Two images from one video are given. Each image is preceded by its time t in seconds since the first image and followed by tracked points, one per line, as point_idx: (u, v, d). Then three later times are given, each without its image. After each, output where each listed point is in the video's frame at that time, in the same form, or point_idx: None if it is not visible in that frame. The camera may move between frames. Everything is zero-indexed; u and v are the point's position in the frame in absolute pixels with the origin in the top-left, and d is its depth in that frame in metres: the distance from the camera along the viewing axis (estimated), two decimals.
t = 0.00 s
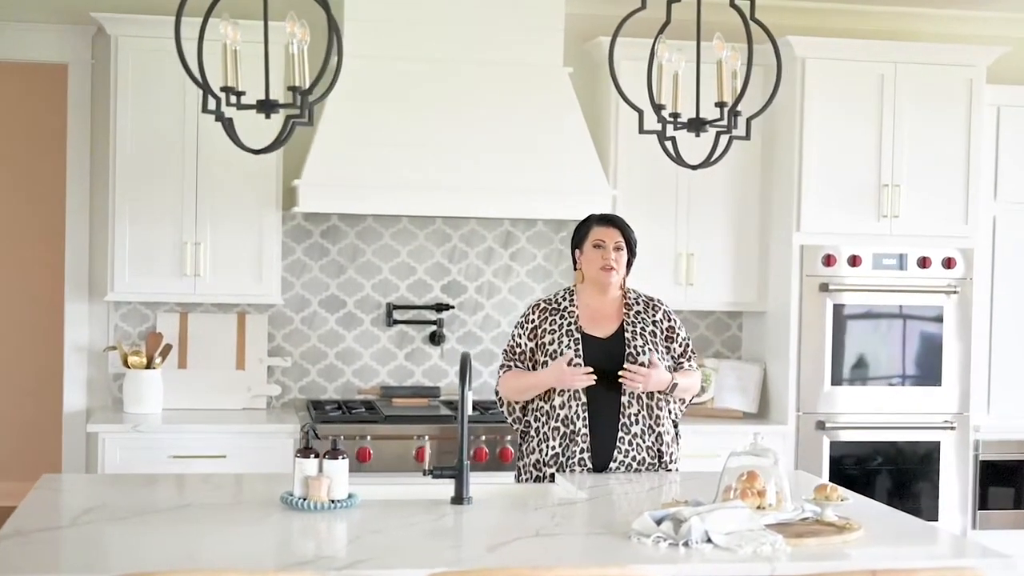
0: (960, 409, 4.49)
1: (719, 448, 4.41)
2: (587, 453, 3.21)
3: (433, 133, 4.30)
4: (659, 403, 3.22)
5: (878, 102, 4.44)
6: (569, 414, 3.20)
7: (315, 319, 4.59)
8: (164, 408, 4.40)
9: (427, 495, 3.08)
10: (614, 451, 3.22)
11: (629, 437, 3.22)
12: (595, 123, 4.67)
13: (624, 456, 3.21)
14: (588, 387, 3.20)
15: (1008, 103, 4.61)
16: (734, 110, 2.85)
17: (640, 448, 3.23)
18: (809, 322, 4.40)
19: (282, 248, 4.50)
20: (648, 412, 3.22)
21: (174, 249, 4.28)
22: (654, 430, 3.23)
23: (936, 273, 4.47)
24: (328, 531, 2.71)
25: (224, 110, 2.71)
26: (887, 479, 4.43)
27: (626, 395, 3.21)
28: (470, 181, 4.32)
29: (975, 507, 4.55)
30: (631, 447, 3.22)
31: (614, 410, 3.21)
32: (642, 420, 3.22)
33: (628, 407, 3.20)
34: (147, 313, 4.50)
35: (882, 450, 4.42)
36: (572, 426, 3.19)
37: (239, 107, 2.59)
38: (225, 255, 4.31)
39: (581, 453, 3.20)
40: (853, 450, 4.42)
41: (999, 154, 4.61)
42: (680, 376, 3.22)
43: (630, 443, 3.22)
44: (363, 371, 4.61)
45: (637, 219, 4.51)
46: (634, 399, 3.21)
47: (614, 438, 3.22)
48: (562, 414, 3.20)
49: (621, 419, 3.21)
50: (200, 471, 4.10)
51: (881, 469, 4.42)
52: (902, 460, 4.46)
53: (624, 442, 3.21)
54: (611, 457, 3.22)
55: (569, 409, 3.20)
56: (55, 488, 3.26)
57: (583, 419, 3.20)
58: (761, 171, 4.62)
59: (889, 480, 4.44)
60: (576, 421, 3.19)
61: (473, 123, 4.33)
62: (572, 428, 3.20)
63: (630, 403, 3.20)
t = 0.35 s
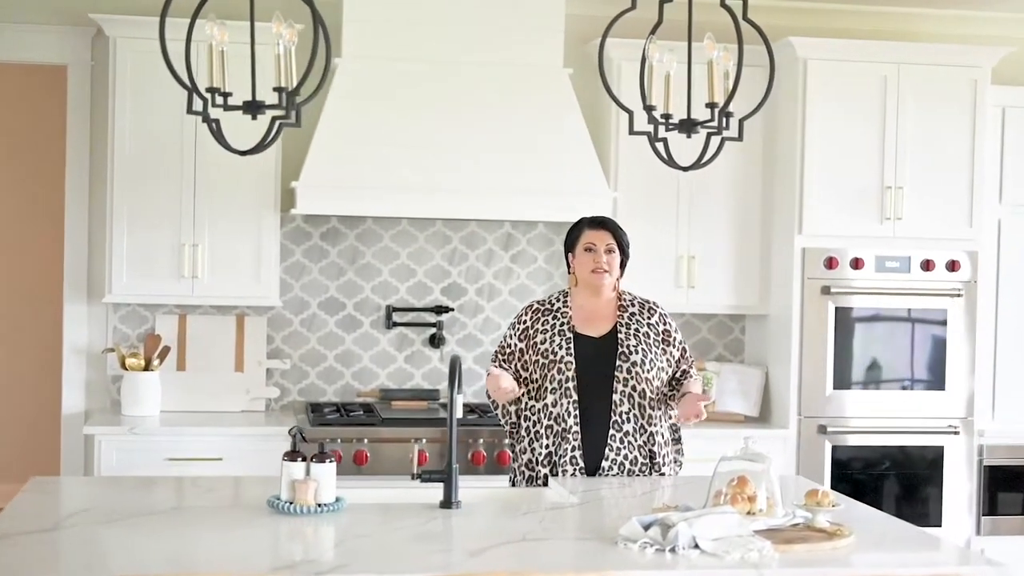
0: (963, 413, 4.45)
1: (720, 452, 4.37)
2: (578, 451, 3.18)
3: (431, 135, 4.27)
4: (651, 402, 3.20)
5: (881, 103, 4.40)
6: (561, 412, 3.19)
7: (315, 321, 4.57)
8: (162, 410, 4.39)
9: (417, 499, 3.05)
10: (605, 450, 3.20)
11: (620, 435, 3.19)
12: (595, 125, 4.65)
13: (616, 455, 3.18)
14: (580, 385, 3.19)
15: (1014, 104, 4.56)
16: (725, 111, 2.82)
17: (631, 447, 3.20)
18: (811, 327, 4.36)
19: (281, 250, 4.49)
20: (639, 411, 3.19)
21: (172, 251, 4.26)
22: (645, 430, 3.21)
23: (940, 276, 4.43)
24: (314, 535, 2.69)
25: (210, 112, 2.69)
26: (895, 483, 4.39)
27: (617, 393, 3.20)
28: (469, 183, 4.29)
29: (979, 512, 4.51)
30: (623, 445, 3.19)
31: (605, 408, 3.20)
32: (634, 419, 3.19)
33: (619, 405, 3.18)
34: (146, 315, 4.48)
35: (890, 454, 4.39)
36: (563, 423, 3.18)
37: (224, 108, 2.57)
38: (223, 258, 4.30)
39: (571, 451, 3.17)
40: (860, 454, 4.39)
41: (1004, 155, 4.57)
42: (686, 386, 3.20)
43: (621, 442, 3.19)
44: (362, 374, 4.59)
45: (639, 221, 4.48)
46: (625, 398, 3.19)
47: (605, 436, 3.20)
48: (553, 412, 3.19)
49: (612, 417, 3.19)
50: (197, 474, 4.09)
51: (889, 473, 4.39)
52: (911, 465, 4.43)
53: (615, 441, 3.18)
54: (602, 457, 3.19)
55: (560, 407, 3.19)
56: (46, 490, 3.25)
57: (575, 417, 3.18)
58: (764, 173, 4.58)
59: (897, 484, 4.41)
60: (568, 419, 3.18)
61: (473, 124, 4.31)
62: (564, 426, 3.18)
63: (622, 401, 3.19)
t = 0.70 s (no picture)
0: (965, 414, 4.42)
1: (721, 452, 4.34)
2: (571, 449, 3.16)
3: (427, 134, 4.25)
4: (648, 400, 3.18)
5: (882, 102, 4.36)
6: (557, 411, 3.18)
7: (313, 321, 4.56)
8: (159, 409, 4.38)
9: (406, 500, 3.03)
10: (598, 448, 3.17)
11: (614, 433, 3.17)
12: (594, 120, 4.63)
13: (608, 452, 3.15)
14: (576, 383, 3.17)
15: (1017, 103, 4.52)
16: (716, 109, 2.79)
17: (625, 445, 3.17)
18: (811, 329, 4.33)
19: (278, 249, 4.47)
20: (635, 410, 3.17)
21: (169, 250, 4.25)
22: (639, 428, 3.18)
23: (941, 276, 4.39)
24: (299, 535, 2.67)
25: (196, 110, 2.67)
26: (902, 485, 4.36)
27: (613, 391, 3.18)
28: (467, 182, 4.27)
29: (981, 514, 4.47)
30: (617, 443, 3.16)
31: (601, 407, 3.18)
32: (629, 418, 3.17)
33: (615, 404, 3.16)
34: (143, 314, 4.47)
35: (897, 455, 4.36)
36: (558, 421, 3.17)
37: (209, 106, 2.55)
38: (220, 256, 4.29)
39: (566, 449, 3.15)
40: (866, 454, 4.35)
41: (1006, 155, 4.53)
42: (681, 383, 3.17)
43: (616, 439, 3.17)
44: (361, 374, 4.58)
45: (638, 220, 4.46)
46: (621, 396, 3.17)
47: (600, 434, 3.17)
48: (550, 411, 3.18)
49: (607, 415, 3.18)
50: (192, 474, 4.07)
51: (895, 474, 4.36)
52: (916, 466, 4.40)
53: (609, 438, 3.16)
54: (595, 455, 3.17)
55: (556, 406, 3.18)
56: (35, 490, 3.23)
57: (570, 416, 3.17)
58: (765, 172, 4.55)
59: (902, 485, 4.38)
60: (563, 418, 3.16)
61: (471, 123, 4.29)
62: (559, 425, 3.17)
63: (617, 399, 3.17)
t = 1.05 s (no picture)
0: (972, 416, 4.38)
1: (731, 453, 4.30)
2: (578, 449, 3.19)
3: (430, 133, 4.24)
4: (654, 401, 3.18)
5: (888, 101, 4.33)
6: (565, 410, 3.22)
7: (316, 320, 4.55)
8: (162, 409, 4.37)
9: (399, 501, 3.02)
10: (605, 449, 3.18)
11: (621, 434, 3.17)
12: (594, 123, 4.65)
13: (614, 453, 3.16)
14: (584, 383, 3.21)
15: None
16: (709, 108, 2.77)
17: (632, 447, 3.17)
18: (815, 329, 4.31)
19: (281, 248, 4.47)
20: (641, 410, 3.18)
21: (171, 249, 4.25)
22: (648, 430, 3.17)
23: (947, 276, 4.35)
24: (288, 536, 2.66)
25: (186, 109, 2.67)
26: (913, 486, 4.33)
27: (621, 393, 3.19)
28: (471, 181, 4.26)
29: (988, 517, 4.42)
30: (623, 444, 3.17)
31: (610, 407, 3.20)
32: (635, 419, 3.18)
33: (622, 404, 3.18)
34: (147, 313, 4.47)
35: (908, 457, 4.33)
36: (567, 421, 3.21)
37: (197, 106, 2.55)
38: (221, 255, 4.28)
39: (572, 449, 3.18)
40: (879, 454, 4.32)
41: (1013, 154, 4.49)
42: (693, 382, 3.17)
43: (622, 440, 3.17)
44: (364, 374, 4.57)
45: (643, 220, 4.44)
46: (629, 397, 3.18)
47: (606, 434, 3.18)
48: (557, 410, 3.23)
49: (615, 416, 3.19)
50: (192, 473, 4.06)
51: (907, 475, 4.33)
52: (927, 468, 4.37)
53: (615, 439, 3.17)
54: (602, 455, 3.18)
55: (566, 405, 3.22)
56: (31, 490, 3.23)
57: (578, 416, 3.20)
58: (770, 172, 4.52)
59: (913, 486, 4.35)
60: (570, 417, 3.20)
61: (474, 122, 4.27)
62: (567, 424, 3.21)
63: (624, 400, 3.18)
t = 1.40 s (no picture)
0: (988, 421, 4.33)
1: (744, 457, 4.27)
2: (599, 459, 3.24)
3: (441, 136, 4.24)
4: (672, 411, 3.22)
5: (902, 104, 4.30)
6: (586, 419, 3.28)
7: (329, 323, 4.55)
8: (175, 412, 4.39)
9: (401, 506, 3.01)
10: (624, 459, 3.23)
11: (639, 444, 3.22)
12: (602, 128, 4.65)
13: (633, 463, 3.21)
14: (605, 392, 3.26)
15: None
16: (709, 112, 2.74)
17: (651, 456, 3.22)
18: (829, 335, 4.28)
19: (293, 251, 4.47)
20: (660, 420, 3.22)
21: (182, 252, 4.26)
22: (666, 439, 3.21)
23: (963, 280, 4.31)
24: (286, 542, 2.66)
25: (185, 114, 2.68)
26: (935, 491, 4.30)
27: (640, 403, 3.24)
28: (483, 185, 4.25)
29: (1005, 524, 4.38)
30: (643, 454, 3.22)
31: (629, 417, 3.25)
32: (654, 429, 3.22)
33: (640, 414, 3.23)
34: (160, 316, 4.49)
35: (930, 462, 4.30)
36: (587, 431, 3.27)
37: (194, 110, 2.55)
38: (233, 258, 4.29)
39: (593, 459, 3.24)
40: (903, 459, 4.29)
41: None
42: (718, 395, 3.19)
43: (642, 450, 3.22)
44: (377, 377, 4.57)
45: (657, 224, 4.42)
46: (647, 407, 3.23)
47: (626, 444, 3.23)
48: (580, 419, 3.29)
49: (634, 426, 3.23)
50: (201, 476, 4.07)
51: (928, 480, 4.29)
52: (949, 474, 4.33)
53: (635, 449, 3.21)
54: (621, 465, 3.23)
55: (587, 415, 3.28)
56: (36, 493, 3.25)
57: (598, 426, 3.25)
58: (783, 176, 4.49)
59: (935, 491, 4.31)
60: (590, 427, 3.26)
61: (487, 125, 4.27)
62: (587, 434, 3.27)
63: (643, 410, 3.23)
